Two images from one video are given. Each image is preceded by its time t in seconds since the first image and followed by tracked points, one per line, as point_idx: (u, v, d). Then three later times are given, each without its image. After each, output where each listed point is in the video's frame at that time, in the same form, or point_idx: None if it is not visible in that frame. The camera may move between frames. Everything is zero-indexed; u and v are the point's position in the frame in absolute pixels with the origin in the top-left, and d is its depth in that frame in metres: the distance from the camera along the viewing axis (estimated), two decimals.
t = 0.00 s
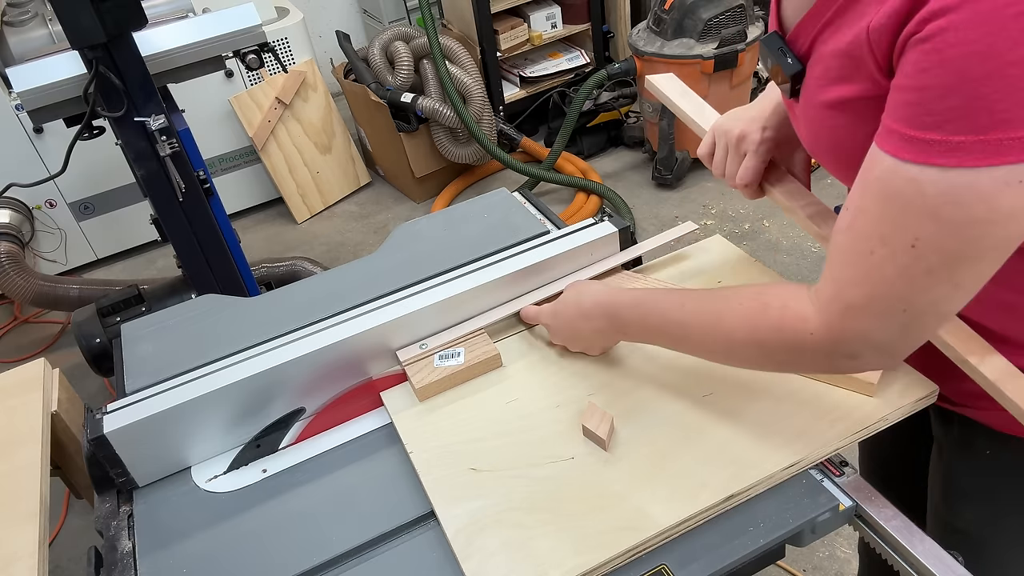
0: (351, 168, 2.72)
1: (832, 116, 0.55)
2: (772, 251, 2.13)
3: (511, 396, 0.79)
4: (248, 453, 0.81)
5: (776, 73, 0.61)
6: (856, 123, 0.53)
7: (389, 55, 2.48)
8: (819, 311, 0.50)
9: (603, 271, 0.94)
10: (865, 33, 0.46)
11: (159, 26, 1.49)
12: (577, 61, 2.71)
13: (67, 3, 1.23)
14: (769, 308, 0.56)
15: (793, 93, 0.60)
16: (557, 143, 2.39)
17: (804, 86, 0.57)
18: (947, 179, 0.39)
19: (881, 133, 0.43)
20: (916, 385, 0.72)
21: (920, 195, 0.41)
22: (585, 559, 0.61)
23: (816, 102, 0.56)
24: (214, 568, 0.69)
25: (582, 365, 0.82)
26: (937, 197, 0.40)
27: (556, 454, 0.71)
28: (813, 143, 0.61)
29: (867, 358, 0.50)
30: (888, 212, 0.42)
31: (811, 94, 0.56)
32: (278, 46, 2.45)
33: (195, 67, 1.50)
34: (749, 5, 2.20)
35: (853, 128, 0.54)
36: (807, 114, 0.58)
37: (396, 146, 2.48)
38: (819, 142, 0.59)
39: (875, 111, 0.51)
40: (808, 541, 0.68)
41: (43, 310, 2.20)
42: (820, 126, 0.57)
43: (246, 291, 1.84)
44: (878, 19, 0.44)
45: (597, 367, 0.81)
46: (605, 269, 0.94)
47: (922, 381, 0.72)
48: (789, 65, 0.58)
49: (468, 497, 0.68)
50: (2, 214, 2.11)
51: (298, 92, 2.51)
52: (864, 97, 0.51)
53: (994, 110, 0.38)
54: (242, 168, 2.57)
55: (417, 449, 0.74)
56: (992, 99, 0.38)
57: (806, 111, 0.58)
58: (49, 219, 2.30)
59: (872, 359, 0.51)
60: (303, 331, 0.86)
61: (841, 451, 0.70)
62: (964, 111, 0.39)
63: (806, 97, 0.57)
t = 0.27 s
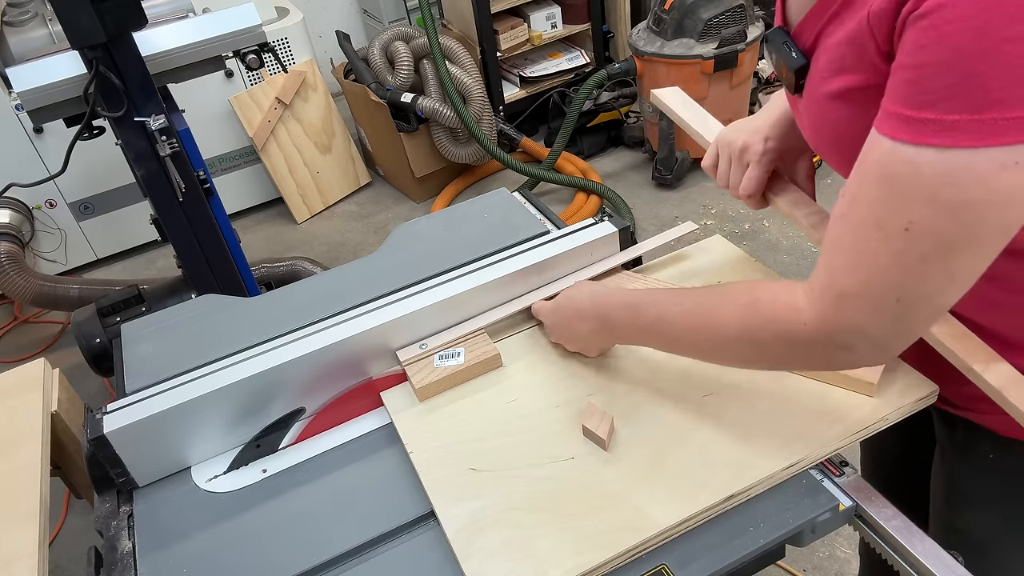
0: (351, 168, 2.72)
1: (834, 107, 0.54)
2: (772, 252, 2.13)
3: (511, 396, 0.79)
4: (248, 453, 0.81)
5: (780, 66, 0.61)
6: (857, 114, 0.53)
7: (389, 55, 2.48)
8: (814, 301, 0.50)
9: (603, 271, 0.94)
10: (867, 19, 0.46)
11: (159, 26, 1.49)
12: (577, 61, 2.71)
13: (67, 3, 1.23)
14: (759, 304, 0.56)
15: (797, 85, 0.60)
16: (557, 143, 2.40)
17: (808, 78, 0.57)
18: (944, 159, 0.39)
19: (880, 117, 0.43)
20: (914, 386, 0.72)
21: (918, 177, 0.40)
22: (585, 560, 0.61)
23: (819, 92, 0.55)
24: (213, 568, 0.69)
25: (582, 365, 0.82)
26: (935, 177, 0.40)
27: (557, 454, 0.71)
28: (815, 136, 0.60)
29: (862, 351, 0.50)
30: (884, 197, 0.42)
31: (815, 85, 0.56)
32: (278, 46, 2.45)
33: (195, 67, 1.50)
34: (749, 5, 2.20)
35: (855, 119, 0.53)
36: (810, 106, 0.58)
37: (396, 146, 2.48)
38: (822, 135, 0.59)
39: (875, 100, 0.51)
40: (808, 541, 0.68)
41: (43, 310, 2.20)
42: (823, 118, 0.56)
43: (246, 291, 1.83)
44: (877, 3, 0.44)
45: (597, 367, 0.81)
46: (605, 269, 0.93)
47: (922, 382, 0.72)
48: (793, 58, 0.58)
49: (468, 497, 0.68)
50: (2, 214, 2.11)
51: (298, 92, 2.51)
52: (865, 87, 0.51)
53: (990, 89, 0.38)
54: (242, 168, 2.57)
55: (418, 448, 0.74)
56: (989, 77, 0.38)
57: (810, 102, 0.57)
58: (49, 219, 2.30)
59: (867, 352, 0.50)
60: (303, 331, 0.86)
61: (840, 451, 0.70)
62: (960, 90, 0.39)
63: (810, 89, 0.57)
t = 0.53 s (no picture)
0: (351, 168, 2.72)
1: (858, 107, 0.53)
2: (772, 251, 2.13)
3: (512, 396, 0.79)
4: (248, 453, 0.81)
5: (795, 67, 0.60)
6: (883, 115, 0.51)
7: (389, 55, 2.48)
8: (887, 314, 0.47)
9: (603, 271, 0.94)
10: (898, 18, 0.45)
11: (159, 26, 1.49)
12: (577, 61, 2.71)
13: (67, 3, 1.23)
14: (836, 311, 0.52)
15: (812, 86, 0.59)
16: (557, 143, 2.39)
17: (826, 79, 0.56)
18: (1010, 166, 0.37)
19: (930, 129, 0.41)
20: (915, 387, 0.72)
21: (980, 186, 0.38)
22: (585, 560, 0.61)
23: (840, 93, 0.54)
24: (214, 568, 0.69)
25: (581, 365, 0.82)
26: (999, 184, 0.37)
27: (557, 454, 0.71)
28: (831, 139, 0.59)
29: (942, 367, 0.47)
30: (943, 206, 0.39)
31: (835, 86, 0.54)
32: (278, 46, 2.45)
33: (195, 67, 1.50)
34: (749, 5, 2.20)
35: (878, 120, 0.52)
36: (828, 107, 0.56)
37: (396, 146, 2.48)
38: (840, 137, 0.57)
39: (902, 101, 0.49)
40: (808, 541, 0.68)
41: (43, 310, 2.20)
42: (843, 119, 0.55)
43: (246, 291, 1.83)
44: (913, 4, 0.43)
45: (598, 367, 0.81)
46: (606, 269, 0.93)
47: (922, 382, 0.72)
48: (805, 58, 0.58)
49: (468, 498, 0.68)
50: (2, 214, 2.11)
51: (298, 92, 2.51)
52: (891, 87, 0.49)
53: None
54: (242, 168, 2.57)
55: (418, 449, 0.74)
56: None
57: (828, 103, 0.56)
58: (49, 219, 2.30)
59: (947, 369, 0.47)
60: (303, 331, 0.86)
61: (840, 451, 0.70)
62: (1019, 96, 0.37)
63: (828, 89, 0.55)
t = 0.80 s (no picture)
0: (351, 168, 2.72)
1: (976, 102, 0.47)
2: (772, 251, 2.13)
3: (512, 396, 0.79)
4: (248, 453, 0.81)
5: (872, 66, 0.54)
6: (1007, 111, 0.46)
7: (389, 55, 2.48)
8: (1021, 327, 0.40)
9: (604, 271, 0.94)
10: None
11: (159, 26, 1.49)
12: (577, 61, 2.71)
13: (67, 3, 1.23)
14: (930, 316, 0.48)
15: (889, 87, 0.53)
16: (557, 143, 2.39)
17: (927, 74, 0.50)
18: None
19: None
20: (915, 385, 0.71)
21: None
22: (584, 559, 0.61)
23: (953, 87, 0.48)
24: (214, 568, 0.69)
25: (582, 365, 0.82)
26: None
27: (557, 453, 0.71)
28: (912, 144, 0.53)
29: None
30: None
31: (946, 79, 0.49)
32: (278, 47, 2.45)
33: (195, 67, 1.50)
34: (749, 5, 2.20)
35: (997, 118, 0.47)
36: (926, 105, 0.50)
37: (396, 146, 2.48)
38: (930, 141, 0.51)
39: None
40: (808, 541, 0.68)
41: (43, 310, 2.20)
42: (945, 118, 0.49)
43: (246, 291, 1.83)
44: None
45: (598, 367, 0.81)
46: (606, 270, 0.93)
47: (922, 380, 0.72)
48: (893, 51, 0.52)
49: (468, 498, 0.68)
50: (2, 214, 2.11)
51: (298, 92, 2.51)
52: None
53: None
54: (242, 168, 2.57)
55: (418, 449, 0.74)
56: None
57: (927, 100, 0.50)
58: (49, 219, 2.30)
59: None
60: (303, 331, 0.86)
61: (840, 450, 0.70)
62: None
63: (932, 84, 0.50)
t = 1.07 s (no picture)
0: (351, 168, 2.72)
1: (1010, 96, 0.48)
2: (772, 251, 2.13)
3: (512, 396, 0.79)
4: (248, 453, 0.81)
5: (897, 63, 0.54)
6: None
7: (389, 55, 2.48)
8: None
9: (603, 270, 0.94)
10: None
11: (159, 26, 1.49)
12: (577, 61, 2.71)
13: (67, 3, 1.23)
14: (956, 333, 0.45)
15: (914, 85, 0.53)
16: (557, 143, 2.39)
17: (956, 70, 0.51)
18: None
19: None
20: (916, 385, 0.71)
21: None
22: (584, 559, 0.61)
23: (985, 82, 0.49)
24: (213, 568, 0.69)
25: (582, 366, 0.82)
26: None
27: (557, 454, 0.71)
28: (937, 142, 0.54)
29: None
30: None
31: (977, 74, 0.50)
32: (278, 46, 2.45)
33: (195, 67, 1.50)
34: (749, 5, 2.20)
35: None
36: (954, 101, 0.51)
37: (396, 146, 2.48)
38: (958, 137, 0.52)
39: None
40: (808, 541, 0.68)
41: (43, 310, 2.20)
42: (976, 113, 0.50)
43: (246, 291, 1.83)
44: None
45: (598, 367, 0.81)
46: (606, 269, 0.93)
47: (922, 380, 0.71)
48: (920, 45, 0.52)
49: (468, 498, 0.68)
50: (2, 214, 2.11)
51: (298, 92, 2.51)
52: None
53: None
54: (242, 168, 2.57)
55: (418, 450, 0.74)
56: None
57: (955, 96, 0.51)
58: (49, 219, 2.30)
59: None
60: (303, 331, 0.86)
61: (840, 450, 0.70)
62: None
63: (961, 80, 0.51)
